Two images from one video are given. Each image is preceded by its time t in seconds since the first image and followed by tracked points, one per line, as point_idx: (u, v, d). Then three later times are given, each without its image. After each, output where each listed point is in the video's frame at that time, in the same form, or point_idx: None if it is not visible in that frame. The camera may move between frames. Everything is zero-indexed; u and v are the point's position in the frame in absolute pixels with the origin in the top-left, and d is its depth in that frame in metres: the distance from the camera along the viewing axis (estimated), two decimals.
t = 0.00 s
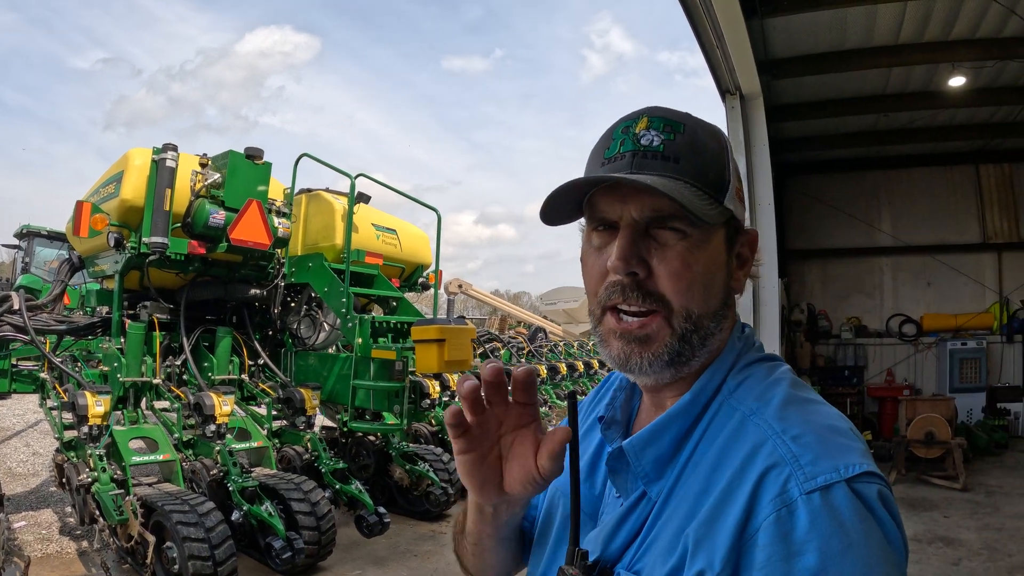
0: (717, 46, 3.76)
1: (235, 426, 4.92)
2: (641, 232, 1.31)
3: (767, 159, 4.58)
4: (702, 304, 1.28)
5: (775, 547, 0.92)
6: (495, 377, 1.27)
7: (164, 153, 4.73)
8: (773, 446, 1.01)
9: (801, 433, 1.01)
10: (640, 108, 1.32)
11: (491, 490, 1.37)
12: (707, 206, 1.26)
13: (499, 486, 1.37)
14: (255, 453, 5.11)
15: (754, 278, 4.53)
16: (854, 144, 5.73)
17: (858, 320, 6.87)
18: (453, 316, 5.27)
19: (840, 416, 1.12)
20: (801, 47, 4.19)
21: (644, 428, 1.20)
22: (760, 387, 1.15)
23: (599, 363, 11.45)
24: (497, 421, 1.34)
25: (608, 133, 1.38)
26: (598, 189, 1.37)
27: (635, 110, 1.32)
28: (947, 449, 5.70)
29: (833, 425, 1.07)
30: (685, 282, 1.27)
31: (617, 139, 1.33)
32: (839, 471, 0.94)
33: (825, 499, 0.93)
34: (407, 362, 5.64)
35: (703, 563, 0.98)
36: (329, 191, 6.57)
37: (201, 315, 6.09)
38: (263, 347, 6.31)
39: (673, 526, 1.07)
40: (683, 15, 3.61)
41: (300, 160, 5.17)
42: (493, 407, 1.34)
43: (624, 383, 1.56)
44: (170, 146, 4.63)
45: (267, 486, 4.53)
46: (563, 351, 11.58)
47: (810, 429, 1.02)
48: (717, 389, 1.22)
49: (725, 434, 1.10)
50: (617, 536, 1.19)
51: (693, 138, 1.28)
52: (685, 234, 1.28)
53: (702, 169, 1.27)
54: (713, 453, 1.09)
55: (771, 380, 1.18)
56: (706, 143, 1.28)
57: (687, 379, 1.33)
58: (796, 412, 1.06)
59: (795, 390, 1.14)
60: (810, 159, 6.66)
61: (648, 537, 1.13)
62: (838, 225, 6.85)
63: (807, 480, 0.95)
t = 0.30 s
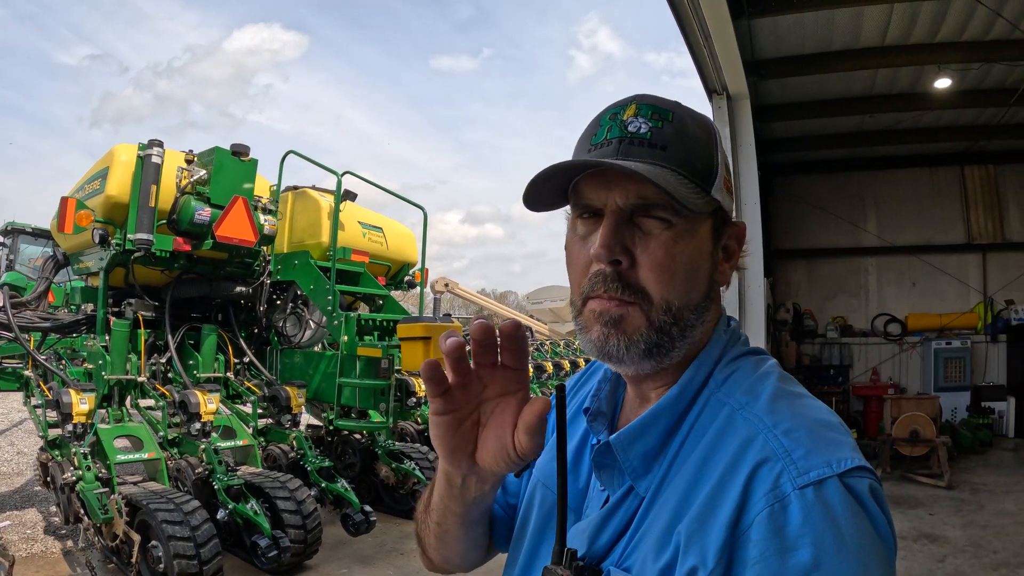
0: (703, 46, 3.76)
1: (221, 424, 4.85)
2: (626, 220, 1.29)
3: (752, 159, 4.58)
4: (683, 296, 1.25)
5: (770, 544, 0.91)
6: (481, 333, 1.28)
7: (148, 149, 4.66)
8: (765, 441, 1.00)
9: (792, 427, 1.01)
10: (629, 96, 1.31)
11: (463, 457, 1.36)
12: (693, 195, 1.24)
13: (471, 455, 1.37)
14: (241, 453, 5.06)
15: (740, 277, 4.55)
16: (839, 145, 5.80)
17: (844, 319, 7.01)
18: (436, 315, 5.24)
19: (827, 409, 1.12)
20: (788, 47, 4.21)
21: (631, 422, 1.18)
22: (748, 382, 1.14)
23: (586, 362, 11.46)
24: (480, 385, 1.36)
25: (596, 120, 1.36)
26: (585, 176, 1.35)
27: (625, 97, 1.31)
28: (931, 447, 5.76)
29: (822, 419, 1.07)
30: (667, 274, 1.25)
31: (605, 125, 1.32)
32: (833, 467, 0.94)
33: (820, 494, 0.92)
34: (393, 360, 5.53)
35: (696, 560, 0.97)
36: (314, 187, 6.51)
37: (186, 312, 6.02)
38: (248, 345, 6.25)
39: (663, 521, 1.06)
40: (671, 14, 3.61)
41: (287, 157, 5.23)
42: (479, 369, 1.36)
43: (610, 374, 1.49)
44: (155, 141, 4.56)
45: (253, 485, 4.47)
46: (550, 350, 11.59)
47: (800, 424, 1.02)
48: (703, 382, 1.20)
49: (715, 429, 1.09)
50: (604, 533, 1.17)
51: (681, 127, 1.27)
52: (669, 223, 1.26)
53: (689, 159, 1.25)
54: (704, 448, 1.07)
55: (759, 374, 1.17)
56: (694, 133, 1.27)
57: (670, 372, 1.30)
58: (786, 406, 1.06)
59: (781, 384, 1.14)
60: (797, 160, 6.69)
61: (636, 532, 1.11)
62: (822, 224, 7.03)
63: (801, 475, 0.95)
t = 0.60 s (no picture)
0: (698, 48, 3.79)
1: (212, 423, 4.81)
2: (627, 210, 1.30)
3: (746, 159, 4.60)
4: (686, 286, 1.26)
5: (778, 538, 0.92)
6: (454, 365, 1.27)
7: (141, 145, 4.63)
8: (771, 434, 1.01)
9: (798, 421, 1.02)
10: (629, 86, 1.31)
11: (444, 480, 1.36)
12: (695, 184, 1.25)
13: (452, 477, 1.36)
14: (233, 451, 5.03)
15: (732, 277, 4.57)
16: (831, 146, 5.84)
17: (834, 319, 7.13)
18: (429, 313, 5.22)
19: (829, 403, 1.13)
20: (781, 48, 4.23)
21: (635, 417, 1.18)
22: (752, 377, 1.15)
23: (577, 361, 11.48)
24: (458, 407, 1.34)
25: (595, 111, 1.36)
26: (585, 166, 1.36)
27: (625, 87, 1.31)
28: (921, 446, 5.80)
29: (825, 412, 1.07)
30: (670, 264, 1.25)
31: (604, 115, 1.32)
32: (840, 461, 0.95)
33: (826, 487, 0.93)
34: (385, 358, 5.53)
35: (704, 556, 0.97)
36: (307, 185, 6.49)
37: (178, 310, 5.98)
38: (239, 342, 6.22)
39: (670, 517, 1.06)
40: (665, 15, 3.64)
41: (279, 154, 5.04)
42: (455, 391, 1.34)
43: (610, 368, 1.49)
44: (148, 137, 4.53)
45: (245, 483, 4.45)
46: (541, 349, 11.59)
47: (805, 419, 1.02)
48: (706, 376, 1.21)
49: (720, 423, 1.09)
50: (609, 528, 1.17)
51: (682, 116, 1.27)
52: (670, 212, 1.27)
53: (690, 148, 1.25)
54: (709, 443, 1.08)
55: (762, 368, 1.18)
56: (695, 122, 1.27)
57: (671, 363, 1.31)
58: (790, 401, 1.07)
59: (783, 378, 1.14)
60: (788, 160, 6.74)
61: (641, 528, 1.11)
62: (813, 224, 7.17)
63: (808, 469, 0.95)
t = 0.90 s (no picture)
0: (694, 48, 3.79)
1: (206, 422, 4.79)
2: (633, 212, 1.30)
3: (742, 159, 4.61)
4: (691, 289, 1.26)
5: (791, 541, 0.92)
6: (450, 383, 1.30)
7: (136, 143, 4.60)
8: (782, 435, 1.01)
9: (808, 422, 1.02)
10: (636, 87, 1.31)
11: (443, 490, 1.36)
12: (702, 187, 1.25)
13: (450, 487, 1.37)
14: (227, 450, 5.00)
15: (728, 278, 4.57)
16: (826, 146, 5.86)
17: (829, 319, 7.16)
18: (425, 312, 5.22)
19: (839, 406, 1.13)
20: (777, 49, 4.24)
21: (643, 418, 1.18)
22: (761, 379, 1.15)
23: (571, 361, 11.48)
24: (456, 418, 1.34)
25: (601, 111, 1.36)
26: (592, 166, 1.36)
27: (632, 88, 1.31)
28: (915, 446, 5.82)
29: (835, 414, 1.08)
30: (676, 267, 1.25)
31: (611, 116, 1.32)
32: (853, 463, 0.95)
33: (839, 489, 0.94)
34: (381, 357, 5.46)
35: (716, 558, 0.97)
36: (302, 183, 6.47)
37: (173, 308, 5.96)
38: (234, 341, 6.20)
39: (680, 519, 1.06)
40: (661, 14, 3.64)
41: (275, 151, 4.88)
42: (453, 403, 1.35)
43: (616, 368, 1.49)
44: (143, 134, 4.50)
45: (239, 483, 4.43)
46: (536, 348, 11.58)
47: (816, 421, 1.03)
48: (714, 378, 1.21)
49: (730, 425, 1.09)
50: (618, 530, 1.17)
51: (689, 117, 1.27)
52: (676, 214, 1.27)
53: (697, 149, 1.25)
54: (719, 444, 1.08)
55: (772, 370, 1.18)
56: (702, 123, 1.27)
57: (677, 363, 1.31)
58: (800, 402, 1.07)
59: (793, 380, 1.15)
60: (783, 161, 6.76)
61: (651, 529, 1.11)
62: (808, 224, 7.20)
63: (820, 471, 0.96)
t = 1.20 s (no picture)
0: (688, 48, 3.80)
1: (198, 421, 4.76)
2: (629, 211, 1.29)
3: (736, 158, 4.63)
4: (689, 286, 1.26)
5: (788, 542, 0.93)
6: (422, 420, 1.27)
7: (127, 141, 4.56)
8: (780, 436, 1.01)
9: (805, 423, 1.02)
10: (631, 85, 1.30)
11: (422, 516, 1.35)
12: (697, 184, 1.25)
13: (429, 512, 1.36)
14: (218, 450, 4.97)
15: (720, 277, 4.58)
16: (818, 146, 5.89)
17: (820, 318, 7.24)
18: (416, 311, 5.20)
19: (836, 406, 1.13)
20: (770, 48, 4.26)
21: (640, 418, 1.18)
22: (758, 380, 1.15)
23: (564, 360, 11.48)
24: (431, 444, 1.35)
25: (595, 110, 1.36)
26: (587, 165, 1.35)
27: (626, 86, 1.30)
28: (907, 444, 5.85)
29: (832, 415, 1.08)
30: (673, 265, 1.25)
31: (606, 115, 1.31)
32: (851, 465, 0.95)
33: (836, 490, 0.94)
34: (373, 356, 5.54)
35: (712, 559, 0.97)
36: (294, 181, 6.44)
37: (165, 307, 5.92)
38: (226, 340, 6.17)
39: (676, 519, 1.06)
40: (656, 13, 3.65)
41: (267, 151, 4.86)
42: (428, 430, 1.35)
43: (612, 366, 1.49)
44: (134, 132, 4.46)
45: (231, 482, 4.41)
46: (528, 347, 11.57)
47: (813, 422, 1.03)
48: (711, 377, 1.21)
49: (726, 424, 1.09)
50: (614, 529, 1.17)
51: (684, 114, 1.26)
52: (673, 213, 1.26)
53: (693, 146, 1.25)
54: (715, 445, 1.08)
55: (769, 370, 1.18)
56: (697, 120, 1.26)
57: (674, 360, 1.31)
58: (797, 403, 1.07)
59: (791, 381, 1.14)
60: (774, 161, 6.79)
61: (647, 529, 1.11)
62: (799, 224, 7.27)
63: (818, 472, 0.96)
